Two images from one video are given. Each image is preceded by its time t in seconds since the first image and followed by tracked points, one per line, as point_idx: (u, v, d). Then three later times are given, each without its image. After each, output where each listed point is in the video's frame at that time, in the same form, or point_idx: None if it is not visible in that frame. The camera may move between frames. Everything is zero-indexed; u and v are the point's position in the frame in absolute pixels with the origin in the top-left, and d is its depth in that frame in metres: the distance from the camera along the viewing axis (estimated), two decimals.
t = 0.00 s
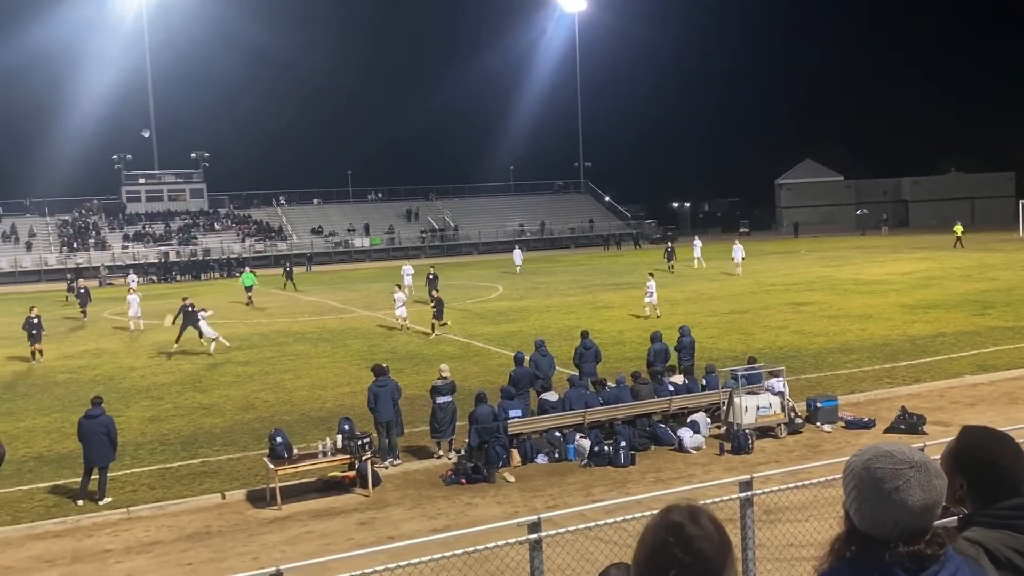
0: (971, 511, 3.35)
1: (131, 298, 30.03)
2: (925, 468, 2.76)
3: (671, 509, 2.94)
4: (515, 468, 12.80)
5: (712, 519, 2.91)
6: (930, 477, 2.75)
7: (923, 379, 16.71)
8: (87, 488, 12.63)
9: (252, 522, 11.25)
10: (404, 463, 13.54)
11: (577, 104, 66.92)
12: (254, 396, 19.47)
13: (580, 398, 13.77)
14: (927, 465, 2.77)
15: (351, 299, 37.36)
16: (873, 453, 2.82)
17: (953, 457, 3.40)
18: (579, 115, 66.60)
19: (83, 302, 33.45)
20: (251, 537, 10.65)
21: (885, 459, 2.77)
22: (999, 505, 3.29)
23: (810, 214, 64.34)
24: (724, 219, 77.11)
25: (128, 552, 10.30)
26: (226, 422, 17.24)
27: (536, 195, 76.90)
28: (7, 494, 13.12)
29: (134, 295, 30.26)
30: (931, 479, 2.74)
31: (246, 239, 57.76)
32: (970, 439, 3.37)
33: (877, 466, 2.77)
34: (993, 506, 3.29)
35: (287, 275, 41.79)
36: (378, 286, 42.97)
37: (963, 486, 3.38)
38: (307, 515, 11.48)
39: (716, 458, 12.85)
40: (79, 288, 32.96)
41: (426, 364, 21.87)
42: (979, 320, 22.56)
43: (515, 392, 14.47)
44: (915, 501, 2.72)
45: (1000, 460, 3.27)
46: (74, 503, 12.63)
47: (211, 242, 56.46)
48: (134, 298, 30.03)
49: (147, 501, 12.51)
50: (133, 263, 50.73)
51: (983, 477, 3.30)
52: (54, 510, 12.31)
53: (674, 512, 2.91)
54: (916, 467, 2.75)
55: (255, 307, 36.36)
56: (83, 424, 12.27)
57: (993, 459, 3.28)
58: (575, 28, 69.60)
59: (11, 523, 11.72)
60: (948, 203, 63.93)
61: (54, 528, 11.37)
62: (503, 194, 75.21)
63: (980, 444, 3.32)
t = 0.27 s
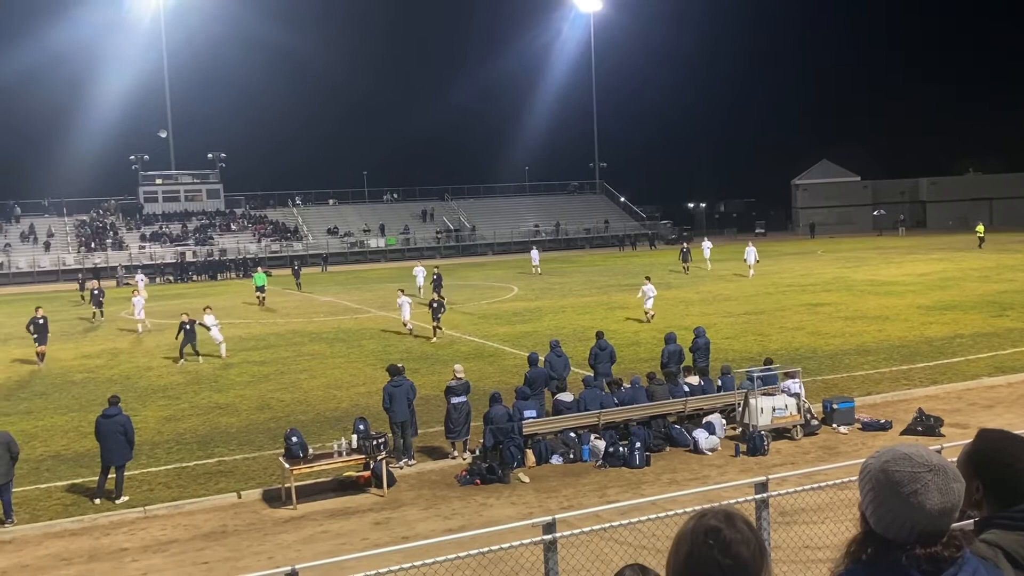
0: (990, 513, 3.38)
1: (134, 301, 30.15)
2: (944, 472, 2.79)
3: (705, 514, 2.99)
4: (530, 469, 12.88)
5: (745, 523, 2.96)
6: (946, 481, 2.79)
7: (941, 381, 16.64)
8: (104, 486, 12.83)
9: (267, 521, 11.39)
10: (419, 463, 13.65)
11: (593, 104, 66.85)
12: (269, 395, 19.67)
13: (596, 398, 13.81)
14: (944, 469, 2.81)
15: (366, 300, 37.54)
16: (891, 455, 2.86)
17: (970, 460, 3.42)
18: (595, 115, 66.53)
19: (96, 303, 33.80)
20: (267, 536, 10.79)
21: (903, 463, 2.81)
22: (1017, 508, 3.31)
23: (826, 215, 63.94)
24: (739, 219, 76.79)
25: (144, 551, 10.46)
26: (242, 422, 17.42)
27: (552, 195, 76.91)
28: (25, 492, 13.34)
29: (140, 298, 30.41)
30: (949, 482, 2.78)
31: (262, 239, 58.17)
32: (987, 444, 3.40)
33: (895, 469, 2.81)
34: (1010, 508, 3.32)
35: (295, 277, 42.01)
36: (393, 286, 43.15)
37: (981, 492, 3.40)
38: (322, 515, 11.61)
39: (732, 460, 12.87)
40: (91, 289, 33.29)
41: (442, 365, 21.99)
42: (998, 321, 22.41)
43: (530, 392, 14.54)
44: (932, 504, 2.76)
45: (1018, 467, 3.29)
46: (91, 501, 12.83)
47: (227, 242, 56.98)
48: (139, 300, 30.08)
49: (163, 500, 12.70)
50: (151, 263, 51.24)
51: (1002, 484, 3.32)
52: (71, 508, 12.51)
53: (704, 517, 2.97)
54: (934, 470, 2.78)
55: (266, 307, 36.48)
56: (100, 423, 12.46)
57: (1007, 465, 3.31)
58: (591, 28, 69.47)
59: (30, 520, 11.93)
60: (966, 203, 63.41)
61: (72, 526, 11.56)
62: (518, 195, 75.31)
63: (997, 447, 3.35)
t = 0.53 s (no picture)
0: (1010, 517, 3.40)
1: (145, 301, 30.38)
2: (966, 474, 2.80)
3: (725, 512, 3.06)
4: (549, 469, 12.97)
5: (759, 525, 3.00)
6: (969, 483, 2.80)
7: (964, 383, 16.54)
8: (126, 485, 13.06)
9: (288, 520, 11.57)
10: (438, 463, 13.79)
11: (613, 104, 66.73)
12: (290, 395, 19.90)
13: (615, 399, 13.87)
14: (966, 471, 2.82)
15: (385, 300, 37.79)
16: (912, 459, 2.87)
17: (990, 464, 3.44)
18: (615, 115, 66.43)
19: (114, 303, 34.33)
20: (287, 535, 10.96)
21: (926, 466, 2.81)
22: None
23: (848, 215, 63.49)
24: (760, 220, 76.34)
25: (165, 550, 10.65)
26: (263, 421, 17.65)
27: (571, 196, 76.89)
28: (49, 490, 13.62)
29: (150, 300, 30.54)
30: (972, 484, 2.80)
31: (282, 240, 58.68)
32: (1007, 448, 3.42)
33: (917, 472, 2.82)
34: None
35: (309, 280, 42.32)
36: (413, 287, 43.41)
37: (1000, 494, 3.42)
38: (341, 514, 11.77)
39: (752, 462, 12.89)
40: (109, 291, 33.78)
41: (461, 365, 22.13)
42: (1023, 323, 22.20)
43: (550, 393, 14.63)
44: (955, 507, 2.77)
45: None
46: (113, 499, 13.08)
47: (248, 242, 57.58)
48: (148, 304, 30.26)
49: (184, 499, 12.92)
50: (172, 264, 51.85)
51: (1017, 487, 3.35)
52: (94, 507, 12.75)
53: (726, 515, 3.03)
54: (956, 473, 2.79)
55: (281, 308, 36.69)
56: (123, 422, 12.71)
57: None
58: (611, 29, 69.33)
59: (53, 518, 12.18)
60: (991, 204, 62.70)
61: (95, 524, 11.80)
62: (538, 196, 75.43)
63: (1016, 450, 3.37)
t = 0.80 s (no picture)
0: None
1: (161, 301, 30.58)
2: (992, 476, 2.75)
3: (734, 510, 2.91)
4: (573, 470, 13.08)
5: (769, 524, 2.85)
6: (996, 485, 2.74)
7: (992, 385, 16.41)
8: (152, 483, 13.34)
9: (313, 519, 11.78)
10: (462, 463, 13.94)
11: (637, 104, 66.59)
12: (316, 394, 20.17)
13: (639, 400, 13.93)
14: (992, 473, 2.76)
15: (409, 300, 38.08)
16: (938, 462, 2.80)
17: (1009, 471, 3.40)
18: (640, 116, 66.31)
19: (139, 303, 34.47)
20: (313, 533, 11.16)
21: (953, 468, 2.74)
22: None
23: (875, 216, 62.86)
24: (786, 220, 75.73)
25: (192, 547, 10.88)
26: (288, 420, 17.93)
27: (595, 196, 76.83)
28: (77, 488, 13.94)
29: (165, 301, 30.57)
30: (998, 488, 2.74)
31: (308, 240, 59.28)
32: None
33: (944, 475, 2.74)
34: None
35: (329, 281, 42.63)
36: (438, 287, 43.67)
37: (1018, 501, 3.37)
38: (366, 513, 11.96)
39: (777, 464, 12.90)
40: (135, 291, 34.34)
41: (486, 365, 22.29)
42: None
43: (574, 393, 14.72)
44: (984, 509, 2.70)
45: None
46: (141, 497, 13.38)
47: (275, 242, 58.31)
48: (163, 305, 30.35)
49: (211, 497, 13.18)
50: (200, 263, 52.61)
51: None
52: (121, 504, 13.05)
53: (741, 514, 2.86)
54: (983, 475, 2.73)
55: (303, 309, 37.05)
56: (151, 421, 12.99)
57: None
58: (635, 29, 69.19)
59: (82, 515, 12.47)
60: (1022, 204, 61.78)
61: (124, 521, 12.07)
62: (562, 196, 75.50)
63: None
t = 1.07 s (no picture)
0: None
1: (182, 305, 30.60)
2: None
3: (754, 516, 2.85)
4: (601, 471, 13.21)
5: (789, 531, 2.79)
6: None
7: None
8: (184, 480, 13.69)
9: (342, 518, 12.03)
10: (490, 463, 14.13)
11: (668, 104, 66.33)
12: (345, 394, 20.47)
13: (669, 402, 14.01)
14: None
15: (438, 301, 38.36)
16: (970, 466, 2.55)
17: None
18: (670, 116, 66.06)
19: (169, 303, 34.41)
20: (342, 532, 11.40)
21: (986, 472, 2.49)
22: None
23: (909, 217, 62.02)
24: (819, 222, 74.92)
25: (223, 544, 11.15)
26: (318, 419, 18.25)
27: (624, 196, 76.66)
28: (110, 485, 14.35)
29: (185, 301, 30.65)
30: None
31: (338, 240, 59.89)
32: None
33: (977, 478, 2.49)
34: None
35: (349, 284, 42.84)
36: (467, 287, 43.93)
37: None
38: (394, 512, 12.19)
39: (808, 467, 12.92)
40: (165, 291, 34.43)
41: (514, 366, 22.46)
42: None
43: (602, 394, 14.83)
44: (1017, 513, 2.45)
45: None
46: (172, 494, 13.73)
47: (305, 242, 58.96)
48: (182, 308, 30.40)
49: (241, 495, 13.50)
50: (231, 263, 53.37)
51: None
52: (153, 502, 13.41)
53: (757, 513, 2.86)
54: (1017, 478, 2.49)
55: (329, 309, 37.38)
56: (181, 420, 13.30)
57: None
58: (666, 28, 68.85)
59: (114, 513, 12.84)
60: None
61: (155, 519, 12.39)
62: (591, 196, 75.46)
63: None
